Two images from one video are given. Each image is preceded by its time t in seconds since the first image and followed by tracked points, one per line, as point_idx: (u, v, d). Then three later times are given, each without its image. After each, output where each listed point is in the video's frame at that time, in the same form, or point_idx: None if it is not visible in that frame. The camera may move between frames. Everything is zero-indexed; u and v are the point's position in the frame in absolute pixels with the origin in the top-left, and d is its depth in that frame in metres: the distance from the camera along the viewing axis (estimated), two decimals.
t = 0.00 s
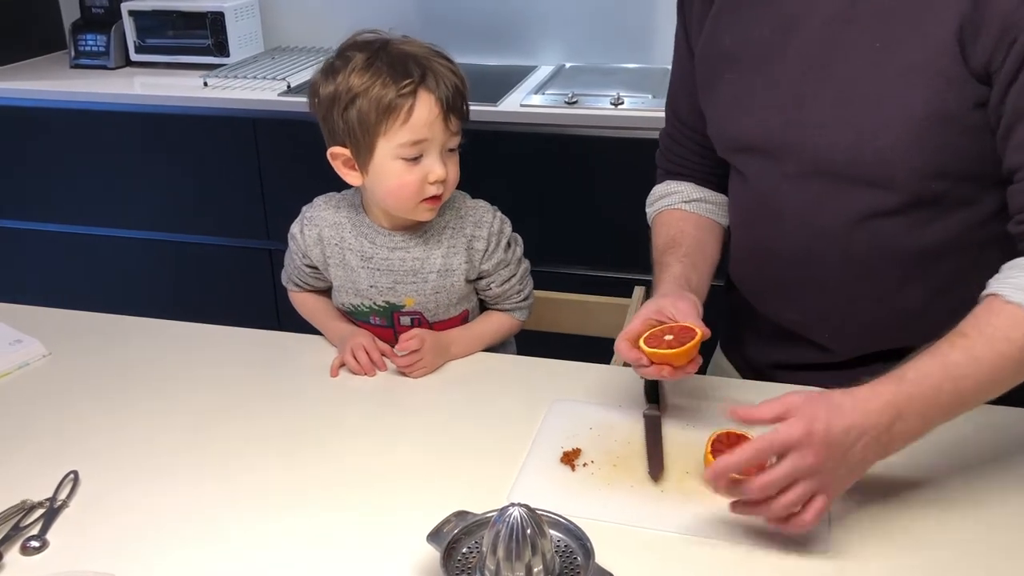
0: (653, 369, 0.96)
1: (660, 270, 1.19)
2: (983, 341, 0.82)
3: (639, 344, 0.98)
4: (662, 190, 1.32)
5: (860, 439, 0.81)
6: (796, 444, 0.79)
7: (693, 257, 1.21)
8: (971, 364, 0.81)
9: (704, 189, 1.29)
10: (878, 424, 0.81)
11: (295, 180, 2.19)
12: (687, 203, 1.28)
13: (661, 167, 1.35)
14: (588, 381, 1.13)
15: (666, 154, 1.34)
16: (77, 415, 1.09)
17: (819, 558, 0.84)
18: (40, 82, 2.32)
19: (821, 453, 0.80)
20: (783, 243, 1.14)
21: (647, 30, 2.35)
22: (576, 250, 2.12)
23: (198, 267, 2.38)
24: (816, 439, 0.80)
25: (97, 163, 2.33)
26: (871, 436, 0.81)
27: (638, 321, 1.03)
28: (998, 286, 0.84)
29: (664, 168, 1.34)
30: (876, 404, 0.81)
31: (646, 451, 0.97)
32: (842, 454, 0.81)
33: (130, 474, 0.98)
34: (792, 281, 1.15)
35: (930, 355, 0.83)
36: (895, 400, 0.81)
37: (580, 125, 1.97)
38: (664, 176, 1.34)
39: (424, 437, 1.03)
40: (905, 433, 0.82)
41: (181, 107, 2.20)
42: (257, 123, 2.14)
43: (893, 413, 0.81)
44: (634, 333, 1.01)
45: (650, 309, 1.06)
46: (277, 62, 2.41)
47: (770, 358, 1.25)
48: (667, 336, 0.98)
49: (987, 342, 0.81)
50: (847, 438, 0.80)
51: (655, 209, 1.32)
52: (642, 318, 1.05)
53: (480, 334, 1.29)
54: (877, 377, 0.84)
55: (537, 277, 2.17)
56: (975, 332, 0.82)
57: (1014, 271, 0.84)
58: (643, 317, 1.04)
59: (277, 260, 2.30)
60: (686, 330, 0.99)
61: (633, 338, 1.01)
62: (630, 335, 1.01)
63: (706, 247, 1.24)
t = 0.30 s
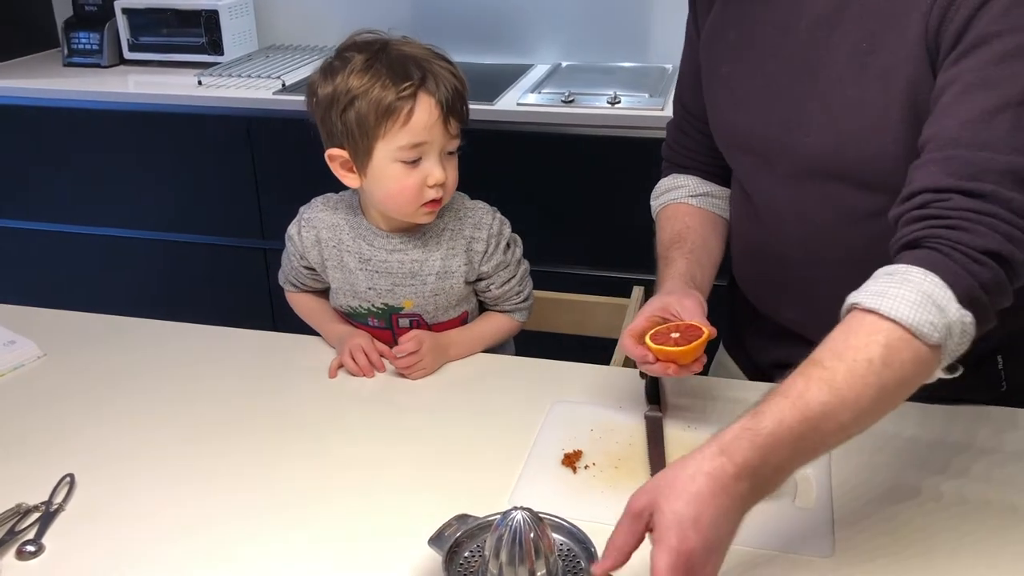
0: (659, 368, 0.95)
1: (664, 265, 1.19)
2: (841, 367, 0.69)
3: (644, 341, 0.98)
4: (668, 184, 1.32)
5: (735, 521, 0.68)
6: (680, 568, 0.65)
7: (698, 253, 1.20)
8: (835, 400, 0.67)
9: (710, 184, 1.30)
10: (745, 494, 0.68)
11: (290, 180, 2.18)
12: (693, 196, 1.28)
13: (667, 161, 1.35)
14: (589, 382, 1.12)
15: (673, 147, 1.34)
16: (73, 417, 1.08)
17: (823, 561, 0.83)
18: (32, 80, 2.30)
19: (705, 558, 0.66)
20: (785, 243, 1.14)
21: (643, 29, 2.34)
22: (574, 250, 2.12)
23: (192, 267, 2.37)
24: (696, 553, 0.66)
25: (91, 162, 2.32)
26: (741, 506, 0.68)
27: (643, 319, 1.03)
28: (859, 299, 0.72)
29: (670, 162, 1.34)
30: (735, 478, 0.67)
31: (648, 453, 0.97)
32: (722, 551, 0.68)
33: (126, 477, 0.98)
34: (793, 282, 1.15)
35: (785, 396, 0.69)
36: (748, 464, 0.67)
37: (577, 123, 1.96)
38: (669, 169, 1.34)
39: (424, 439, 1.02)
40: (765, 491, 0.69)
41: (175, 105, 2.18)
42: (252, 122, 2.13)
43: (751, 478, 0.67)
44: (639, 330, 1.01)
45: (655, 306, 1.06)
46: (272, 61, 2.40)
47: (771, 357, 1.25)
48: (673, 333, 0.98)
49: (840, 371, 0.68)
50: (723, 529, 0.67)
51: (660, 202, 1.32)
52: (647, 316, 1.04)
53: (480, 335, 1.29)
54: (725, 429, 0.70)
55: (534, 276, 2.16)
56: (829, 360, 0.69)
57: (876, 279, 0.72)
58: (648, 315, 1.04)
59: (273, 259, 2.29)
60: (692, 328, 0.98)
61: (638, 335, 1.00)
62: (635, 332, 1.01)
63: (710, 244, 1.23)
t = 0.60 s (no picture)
0: (663, 381, 0.96)
1: (663, 272, 1.18)
2: (867, 376, 0.68)
3: (648, 353, 0.98)
4: (667, 188, 1.32)
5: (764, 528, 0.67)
6: None
7: (698, 259, 1.20)
8: (862, 409, 0.67)
9: (709, 188, 1.29)
10: (772, 500, 0.68)
11: (285, 177, 2.16)
12: (692, 201, 1.28)
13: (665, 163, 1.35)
14: (590, 382, 1.11)
15: (671, 150, 1.33)
16: (67, 419, 1.07)
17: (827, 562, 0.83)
18: (23, 77, 2.28)
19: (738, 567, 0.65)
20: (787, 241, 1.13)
21: (639, 25, 2.33)
22: (571, 248, 2.11)
23: (186, 265, 2.35)
24: (728, 561, 0.64)
25: (82, 159, 2.30)
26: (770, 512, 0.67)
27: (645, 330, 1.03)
28: (883, 306, 0.71)
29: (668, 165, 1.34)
30: (762, 486, 0.67)
31: (650, 454, 0.96)
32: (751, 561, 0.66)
33: (121, 480, 0.96)
34: (795, 282, 1.15)
35: (811, 405, 0.69)
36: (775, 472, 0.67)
37: (573, 121, 1.95)
38: (667, 173, 1.34)
39: (424, 440, 1.01)
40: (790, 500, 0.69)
41: (168, 102, 2.17)
42: (245, 119, 2.12)
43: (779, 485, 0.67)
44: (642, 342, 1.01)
45: (655, 316, 1.06)
46: (266, 58, 2.38)
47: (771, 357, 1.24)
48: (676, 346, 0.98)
49: (868, 380, 0.68)
50: (753, 537, 0.66)
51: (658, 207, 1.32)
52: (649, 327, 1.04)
53: (479, 335, 1.28)
54: (749, 441, 0.70)
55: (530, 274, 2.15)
56: (855, 368, 0.69)
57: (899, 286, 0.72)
58: (649, 326, 1.04)
59: (267, 258, 2.27)
60: (696, 340, 0.99)
61: (641, 347, 1.00)
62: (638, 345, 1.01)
63: (710, 250, 1.23)
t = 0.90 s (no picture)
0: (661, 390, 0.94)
1: (655, 281, 1.17)
2: (1002, 369, 0.70)
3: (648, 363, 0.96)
4: (656, 195, 1.31)
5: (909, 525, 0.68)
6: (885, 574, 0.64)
7: (691, 265, 1.19)
8: (1000, 403, 0.70)
9: (700, 194, 1.28)
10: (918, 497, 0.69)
11: (277, 175, 2.15)
12: (683, 207, 1.27)
13: (655, 169, 1.34)
14: (588, 381, 1.11)
15: (662, 156, 1.32)
16: (61, 420, 1.06)
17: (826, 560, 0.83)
18: (12, 75, 2.26)
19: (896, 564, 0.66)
20: (784, 239, 1.13)
21: (631, 22, 2.33)
22: (565, 245, 2.11)
23: (177, 264, 2.34)
24: (891, 557, 0.65)
25: (72, 157, 2.28)
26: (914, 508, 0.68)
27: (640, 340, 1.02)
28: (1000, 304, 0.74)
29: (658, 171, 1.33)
30: (911, 483, 0.68)
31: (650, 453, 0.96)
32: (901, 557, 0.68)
33: (117, 482, 0.95)
34: (793, 280, 1.15)
35: (954, 398, 0.71)
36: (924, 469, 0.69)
37: (567, 117, 1.95)
38: (657, 178, 1.33)
39: (423, 439, 1.01)
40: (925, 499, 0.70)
41: (158, 100, 2.15)
42: (237, 116, 2.10)
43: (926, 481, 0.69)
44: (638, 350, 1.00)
45: (649, 326, 1.04)
46: (257, 55, 2.37)
47: (769, 356, 1.24)
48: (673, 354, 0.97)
49: (1004, 374, 0.70)
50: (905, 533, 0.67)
51: (648, 213, 1.30)
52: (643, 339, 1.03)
53: (476, 334, 1.27)
54: (887, 440, 0.71)
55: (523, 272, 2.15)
56: (990, 363, 0.71)
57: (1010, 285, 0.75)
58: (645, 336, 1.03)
59: (259, 257, 2.26)
60: (697, 349, 0.97)
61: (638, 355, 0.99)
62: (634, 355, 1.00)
63: (702, 255, 1.22)
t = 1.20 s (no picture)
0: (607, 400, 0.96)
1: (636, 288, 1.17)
2: (1008, 352, 0.77)
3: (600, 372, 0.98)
4: (642, 200, 1.30)
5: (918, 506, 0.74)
6: (878, 550, 0.70)
7: (675, 270, 1.18)
8: (1008, 385, 0.76)
9: (687, 198, 1.28)
10: (926, 480, 0.74)
11: (266, 172, 2.14)
12: (671, 212, 1.26)
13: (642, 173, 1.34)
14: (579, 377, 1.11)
15: (649, 162, 1.32)
16: (49, 420, 1.05)
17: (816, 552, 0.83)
18: None
19: (896, 542, 0.72)
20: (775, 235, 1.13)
21: (620, 17, 2.33)
22: (555, 241, 2.11)
23: (166, 262, 2.33)
24: (890, 535, 0.71)
25: (59, 155, 2.26)
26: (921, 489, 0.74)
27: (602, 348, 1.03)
28: (1008, 289, 0.81)
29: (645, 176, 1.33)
30: (919, 465, 0.73)
31: (642, 449, 0.96)
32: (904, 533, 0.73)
33: (107, 481, 0.95)
34: (784, 275, 1.15)
35: (963, 382, 0.76)
36: (934, 450, 0.74)
37: (556, 113, 1.95)
38: (646, 183, 1.33)
39: (414, 437, 1.00)
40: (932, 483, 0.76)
41: (146, 97, 2.14)
42: (225, 113, 2.09)
43: (935, 462, 0.75)
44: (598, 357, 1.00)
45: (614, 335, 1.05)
46: (246, 51, 2.36)
47: (760, 351, 1.24)
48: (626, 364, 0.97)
49: (1011, 357, 0.76)
50: (912, 514, 0.73)
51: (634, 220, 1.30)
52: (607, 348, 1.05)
53: (466, 330, 1.27)
54: (904, 422, 0.76)
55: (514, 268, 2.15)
56: (999, 347, 0.77)
57: (1016, 273, 0.82)
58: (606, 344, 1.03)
59: (248, 254, 2.25)
60: (647, 361, 0.97)
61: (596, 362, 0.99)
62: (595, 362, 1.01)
63: (690, 261, 1.21)
